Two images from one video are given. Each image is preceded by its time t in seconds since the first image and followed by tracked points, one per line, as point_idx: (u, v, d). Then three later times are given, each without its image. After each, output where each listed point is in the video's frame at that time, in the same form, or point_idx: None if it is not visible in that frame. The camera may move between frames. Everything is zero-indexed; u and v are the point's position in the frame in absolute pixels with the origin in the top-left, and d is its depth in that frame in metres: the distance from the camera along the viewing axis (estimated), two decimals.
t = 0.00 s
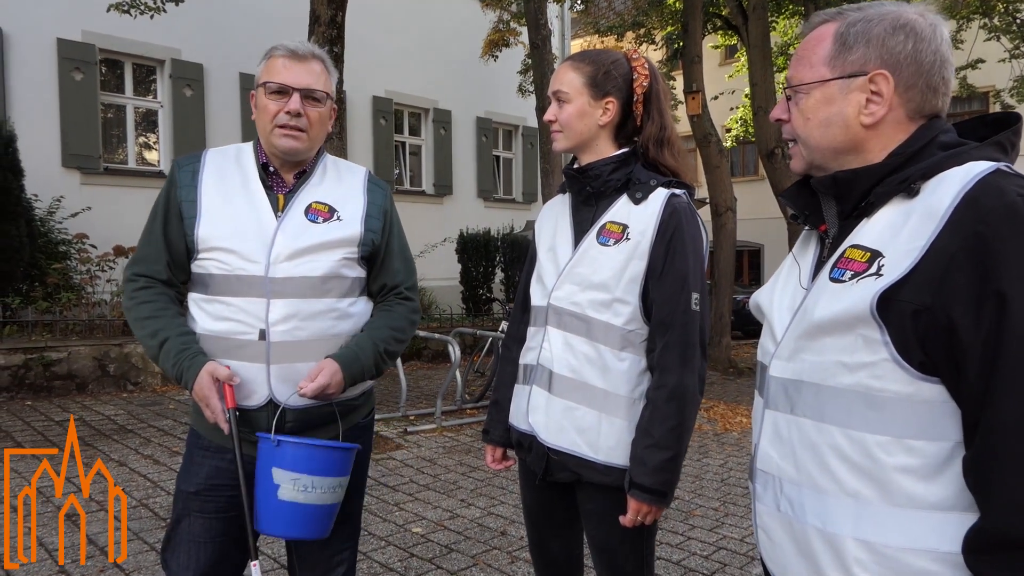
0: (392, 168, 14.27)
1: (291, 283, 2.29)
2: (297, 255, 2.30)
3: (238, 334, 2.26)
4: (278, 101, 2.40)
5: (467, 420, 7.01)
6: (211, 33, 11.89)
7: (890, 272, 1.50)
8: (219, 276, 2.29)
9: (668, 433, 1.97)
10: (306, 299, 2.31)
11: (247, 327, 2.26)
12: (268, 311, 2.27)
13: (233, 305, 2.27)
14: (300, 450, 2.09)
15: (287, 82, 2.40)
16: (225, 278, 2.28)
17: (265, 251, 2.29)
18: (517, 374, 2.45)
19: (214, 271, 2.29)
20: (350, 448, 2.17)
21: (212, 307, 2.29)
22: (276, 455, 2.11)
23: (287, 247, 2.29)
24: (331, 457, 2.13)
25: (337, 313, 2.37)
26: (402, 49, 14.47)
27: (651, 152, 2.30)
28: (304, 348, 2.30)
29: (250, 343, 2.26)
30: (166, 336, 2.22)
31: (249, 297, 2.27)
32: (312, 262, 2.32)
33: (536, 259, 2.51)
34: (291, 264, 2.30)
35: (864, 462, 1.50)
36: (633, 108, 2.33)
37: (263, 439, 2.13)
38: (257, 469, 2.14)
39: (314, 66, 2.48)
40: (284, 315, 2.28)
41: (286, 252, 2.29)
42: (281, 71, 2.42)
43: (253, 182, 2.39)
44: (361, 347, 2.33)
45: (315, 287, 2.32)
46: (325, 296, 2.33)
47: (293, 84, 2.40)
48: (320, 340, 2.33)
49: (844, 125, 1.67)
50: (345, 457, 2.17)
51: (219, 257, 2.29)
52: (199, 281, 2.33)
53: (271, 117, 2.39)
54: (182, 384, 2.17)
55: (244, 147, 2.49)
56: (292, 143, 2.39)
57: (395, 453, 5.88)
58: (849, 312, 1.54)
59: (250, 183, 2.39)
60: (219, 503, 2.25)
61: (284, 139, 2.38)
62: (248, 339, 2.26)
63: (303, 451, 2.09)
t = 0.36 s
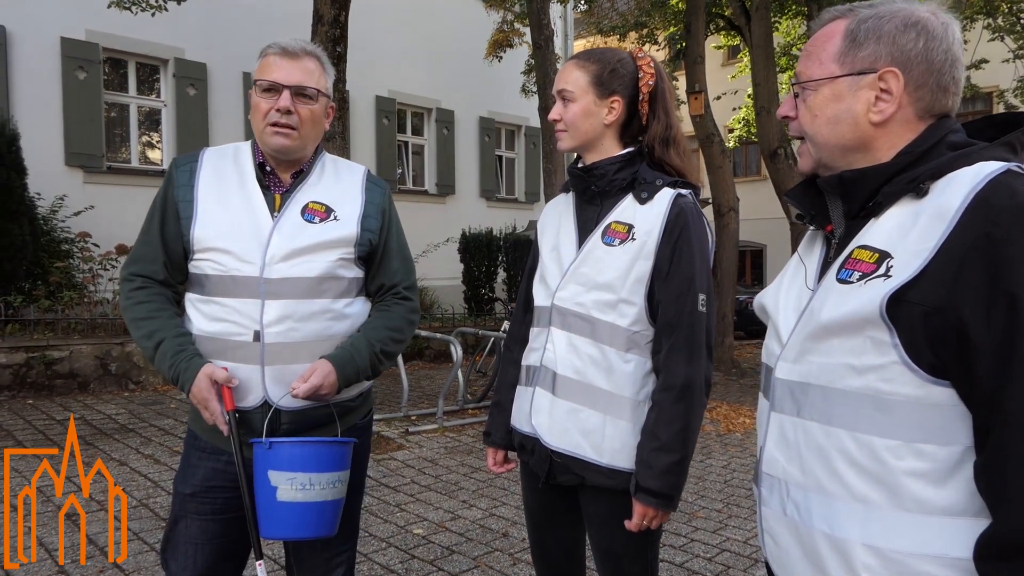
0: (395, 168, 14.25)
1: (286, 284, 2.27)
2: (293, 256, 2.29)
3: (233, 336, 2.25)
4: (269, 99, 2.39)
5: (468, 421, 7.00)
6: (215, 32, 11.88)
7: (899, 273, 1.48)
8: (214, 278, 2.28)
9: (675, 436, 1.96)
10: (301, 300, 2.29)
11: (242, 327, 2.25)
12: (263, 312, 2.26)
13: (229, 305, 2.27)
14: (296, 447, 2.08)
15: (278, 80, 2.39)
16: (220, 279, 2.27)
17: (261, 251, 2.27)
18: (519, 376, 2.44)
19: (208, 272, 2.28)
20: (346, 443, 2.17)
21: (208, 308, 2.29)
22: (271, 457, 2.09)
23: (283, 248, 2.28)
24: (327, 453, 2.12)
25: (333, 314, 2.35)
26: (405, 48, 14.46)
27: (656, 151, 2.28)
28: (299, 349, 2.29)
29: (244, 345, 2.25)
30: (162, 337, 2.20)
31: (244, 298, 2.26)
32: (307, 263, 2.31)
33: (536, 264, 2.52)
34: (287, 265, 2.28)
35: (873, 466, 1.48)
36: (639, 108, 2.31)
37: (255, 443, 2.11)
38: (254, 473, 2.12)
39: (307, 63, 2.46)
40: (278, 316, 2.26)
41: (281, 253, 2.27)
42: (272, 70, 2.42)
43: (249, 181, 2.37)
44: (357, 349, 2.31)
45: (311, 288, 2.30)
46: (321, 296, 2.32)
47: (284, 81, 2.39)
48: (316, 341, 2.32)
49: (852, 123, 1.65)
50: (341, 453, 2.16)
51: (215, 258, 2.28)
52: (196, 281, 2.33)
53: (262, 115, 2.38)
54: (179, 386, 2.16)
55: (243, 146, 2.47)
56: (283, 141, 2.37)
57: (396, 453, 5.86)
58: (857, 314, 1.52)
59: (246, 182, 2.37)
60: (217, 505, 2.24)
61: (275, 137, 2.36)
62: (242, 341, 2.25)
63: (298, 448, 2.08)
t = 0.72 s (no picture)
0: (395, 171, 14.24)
1: (284, 286, 2.26)
2: (290, 258, 2.27)
3: (230, 339, 2.24)
4: (269, 95, 2.39)
5: (469, 424, 6.98)
6: (215, 36, 11.88)
7: (909, 274, 1.46)
8: (211, 280, 2.26)
9: (678, 439, 1.95)
10: (300, 302, 2.28)
11: (240, 330, 2.24)
12: (261, 315, 2.25)
13: (227, 308, 2.25)
14: (294, 452, 2.06)
15: (278, 76, 2.39)
16: (217, 282, 2.26)
17: (259, 253, 2.26)
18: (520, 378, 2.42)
19: (205, 274, 2.27)
20: (345, 448, 2.15)
21: (205, 311, 2.27)
22: (269, 461, 2.08)
23: (280, 249, 2.26)
24: (326, 458, 2.10)
25: (332, 316, 2.33)
26: (405, 51, 14.46)
27: (658, 152, 2.27)
28: (297, 351, 2.27)
29: (241, 348, 2.23)
30: (159, 340, 2.19)
31: (241, 301, 2.24)
32: (305, 265, 2.29)
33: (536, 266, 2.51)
34: (285, 266, 2.27)
35: (884, 470, 1.47)
36: (641, 107, 2.30)
37: (253, 446, 2.10)
38: (252, 476, 2.11)
39: (308, 62, 2.47)
40: (277, 319, 2.25)
41: (279, 255, 2.26)
42: (273, 66, 2.41)
43: (246, 183, 2.36)
44: (355, 350, 2.29)
45: (310, 290, 2.29)
46: (321, 297, 2.31)
47: (285, 78, 2.39)
48: (315, 343, 2.30)
49: (860, 119, 1.64)
50: (340, 458, 2.14)
51: (212, 260, 2.27)
52: (193, 284, 2.31)
53: (262, 111, 2.37)
54: (177, 390, 2.15)
55: (239, 148, 2.46)
56: (281, 137, 2.36)
57: (397, 457, 5.84)
58: (866, 315, 1.50)
59: (243, 185, 2.36)
60: (215, 511, 2.22)
61: (274, 133, 2.35)
62: (240, 344, 2.23)
63: (296, 453, 2.06)
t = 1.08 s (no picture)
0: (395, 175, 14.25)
1: (289, 290, 2.26)
2: (295, 262, 2.27)
3: (234, 343, 2.23)
4: (281, 100, 2.39)
5: (470, 428, 6.97)
6: (214, 41, 11.89)
7: (920, 276, 1.45)
8: (214, 285, 2.25)
9: (680, 444, 1.94)
10: (305, 306, 2.27)
11: (245, 335, 2.23)
12: (267, 319, 2.24)
13: (229, 313, 2.24)
14: (307, 457, 2.07)
15: (291, 82, 2.40)
16: (220, 286, 2.25)
17: (263, 258, 2.26)
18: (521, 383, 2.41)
19: (209, 279, 2.26)
20: (356, 454, 2.15)
21: (208, 315, 2.26)
22: (282, 466, 2.08)
23: (284, 254, 2.26)
24: (339, 463, 2.11)
25: (336, 320, 2.34)
26: (404, 55, 14.47)
27: (659, 154, 2.26)
28: (302, 356, 2.27)
29: (245, 352, 2.22)
30: (160, 347, 2.18)
31: (245, 305, 2.24)
32: (309, 269, 2.29)
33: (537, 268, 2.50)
34: (290, 271, 2.27)
35: (895, 476, 1.46)
36: (640, 110, 2.29)
37: (265, 451, 2.10)
38: (263, 481, 2.11)
39: (317, 69, 2.49)
40: (281, 323, 2.24)
41: (284, 259, 2.26)
42: (285, 71, 2.42)
43: (247, 188, 2.36)
44: (362, 354, 2.30)
45: (314, 293, 2.29)
46: (326, 301, 2.31)
47: (298, 84, 2.41)
48: (320, 348, 2.30)
49: (867, 117, 1.64)
50: (351, 464, 2.14)
51: (215, 266, 2.26)
52: (195, 290, 2.30)
53: (274, 116, 2.37)
54: (179, 397, 2.13)
55: (239, 153, 2.46)
56: (292, 143, 2.36)
57: (398, 462, 5.83)
58: (877, 319, 1.49)
59: (244, 189, 2.35)
60: (217, 518, 2.21)
61: (286, 139, 2.36)
62: (244, 348, 2.23)
63: (310, 457, 2.07)
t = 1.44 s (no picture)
0: (395, 179, 14.26)
1: (293, 294, 2.26)
2: (298, 265, 2.28)
3: (237, 347, 2.22)
4: (283, 105, 2.40)
5: (469, 433, 6.96)
6: (215, 44, 11.91)
7: (923, 281, 1.46)
8: (217, 288, 2.25)
9: (679, 449, 1.94)
10: (309, 309, 2.28)
11: (248, 339, 2.22)
12: (270, 323, 2.24)
13: (232, 316, 2.24)
14: (313, 463, 2.07)
15: (295, 86, 2.41)
16: (223, 290, 2.24)
17: (266, 261, 2.26)
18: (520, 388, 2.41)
19: (212, 283, 2.25)
20: (361, 459, 2.16)
21: (211, 319, 2.25)
22: (287, 472, 2.07)
23: (288, 258, 2.27)
24: (345, 469, 2.11)
25: (338, 324, 2.34)
26: (405, 59, 14.49)
27: (658, 159, 2.26)
28: (305, 360, 2.27)
29: (248, 356, 2.22)
30: (163, 350, 2.18)
31: (249, 309, 2.23)
32: (313, 273, 2.30)
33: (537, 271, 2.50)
34: (293, 275, 2.27)
35: (898, 481, 1.46)
36: (639, 115, 2.29)
37: (271, 457, 2.09)
38: (268, 486, 2.10)
39: (320, 75, 2.50)
40: (285, 327, 2.25)
41: (288, 263, 2.26)
42: (289, 75, 2.43)
43: (250, 192, 2.36)
44: (366, 358, 2.31)
45: (317, 297, 2.29)
46: (328, 305, 2.31)
47: (302, 89, 2.42)
48: (322, 352, 2.31)
49: (871, 122, 1.65)
50: (356, 469, 2.15)
51: (218, 269, 2.26)
52: (196, 293, 2.29)
53: (277, 120, 2.38)
54: (184, 401, 2.13)
55: (240, 156, 2.46)
56: (294, 146, 2.36)
57: (396, 466, 5.82)
58: (880, 324, 1.49)
59: (246, 194, 2.36)
60: (217, 523, 2.21)
61: (288, 142, 2.36)
62: (248, 352, 2.22)
63: (316, 463, 2.07)
